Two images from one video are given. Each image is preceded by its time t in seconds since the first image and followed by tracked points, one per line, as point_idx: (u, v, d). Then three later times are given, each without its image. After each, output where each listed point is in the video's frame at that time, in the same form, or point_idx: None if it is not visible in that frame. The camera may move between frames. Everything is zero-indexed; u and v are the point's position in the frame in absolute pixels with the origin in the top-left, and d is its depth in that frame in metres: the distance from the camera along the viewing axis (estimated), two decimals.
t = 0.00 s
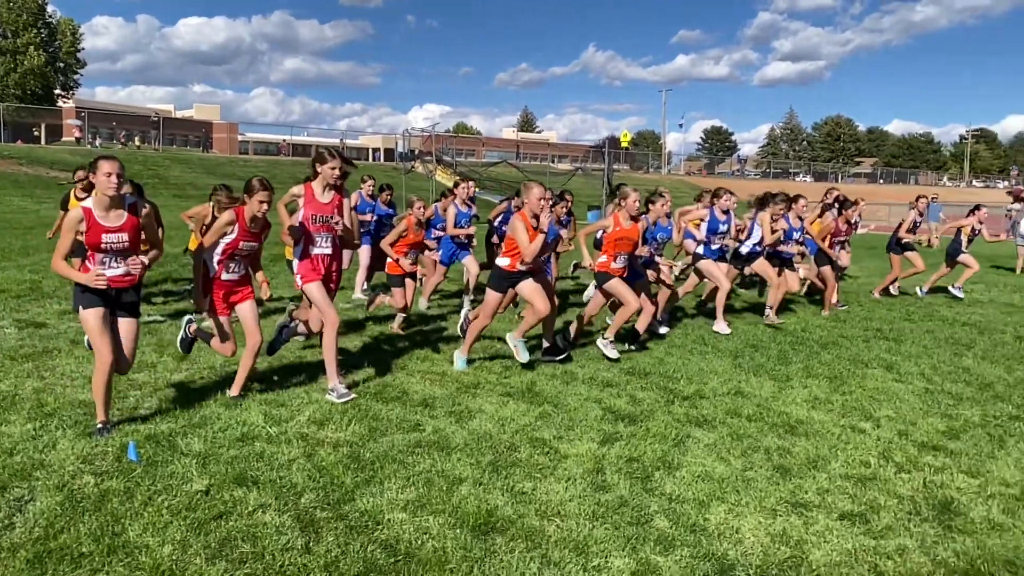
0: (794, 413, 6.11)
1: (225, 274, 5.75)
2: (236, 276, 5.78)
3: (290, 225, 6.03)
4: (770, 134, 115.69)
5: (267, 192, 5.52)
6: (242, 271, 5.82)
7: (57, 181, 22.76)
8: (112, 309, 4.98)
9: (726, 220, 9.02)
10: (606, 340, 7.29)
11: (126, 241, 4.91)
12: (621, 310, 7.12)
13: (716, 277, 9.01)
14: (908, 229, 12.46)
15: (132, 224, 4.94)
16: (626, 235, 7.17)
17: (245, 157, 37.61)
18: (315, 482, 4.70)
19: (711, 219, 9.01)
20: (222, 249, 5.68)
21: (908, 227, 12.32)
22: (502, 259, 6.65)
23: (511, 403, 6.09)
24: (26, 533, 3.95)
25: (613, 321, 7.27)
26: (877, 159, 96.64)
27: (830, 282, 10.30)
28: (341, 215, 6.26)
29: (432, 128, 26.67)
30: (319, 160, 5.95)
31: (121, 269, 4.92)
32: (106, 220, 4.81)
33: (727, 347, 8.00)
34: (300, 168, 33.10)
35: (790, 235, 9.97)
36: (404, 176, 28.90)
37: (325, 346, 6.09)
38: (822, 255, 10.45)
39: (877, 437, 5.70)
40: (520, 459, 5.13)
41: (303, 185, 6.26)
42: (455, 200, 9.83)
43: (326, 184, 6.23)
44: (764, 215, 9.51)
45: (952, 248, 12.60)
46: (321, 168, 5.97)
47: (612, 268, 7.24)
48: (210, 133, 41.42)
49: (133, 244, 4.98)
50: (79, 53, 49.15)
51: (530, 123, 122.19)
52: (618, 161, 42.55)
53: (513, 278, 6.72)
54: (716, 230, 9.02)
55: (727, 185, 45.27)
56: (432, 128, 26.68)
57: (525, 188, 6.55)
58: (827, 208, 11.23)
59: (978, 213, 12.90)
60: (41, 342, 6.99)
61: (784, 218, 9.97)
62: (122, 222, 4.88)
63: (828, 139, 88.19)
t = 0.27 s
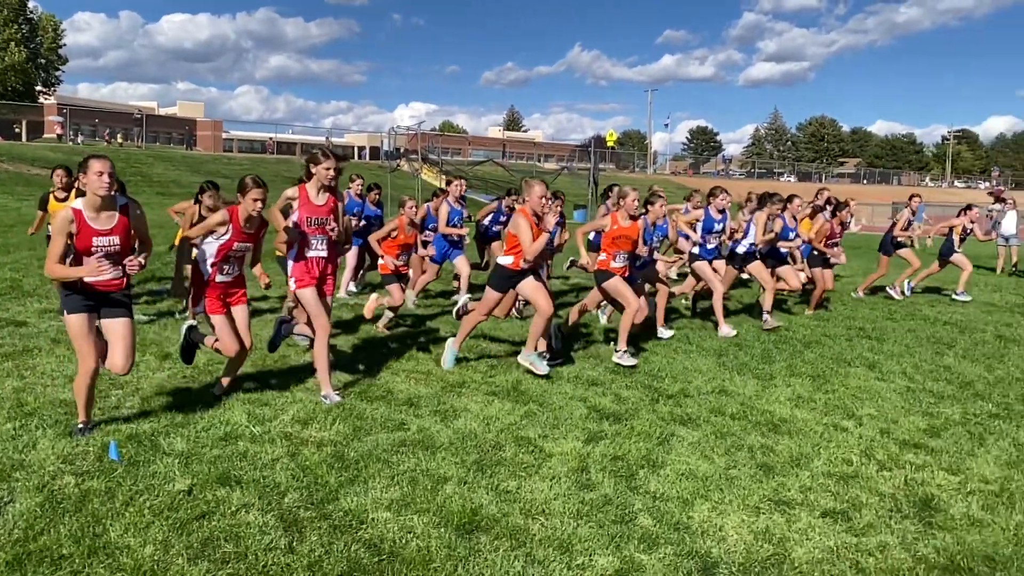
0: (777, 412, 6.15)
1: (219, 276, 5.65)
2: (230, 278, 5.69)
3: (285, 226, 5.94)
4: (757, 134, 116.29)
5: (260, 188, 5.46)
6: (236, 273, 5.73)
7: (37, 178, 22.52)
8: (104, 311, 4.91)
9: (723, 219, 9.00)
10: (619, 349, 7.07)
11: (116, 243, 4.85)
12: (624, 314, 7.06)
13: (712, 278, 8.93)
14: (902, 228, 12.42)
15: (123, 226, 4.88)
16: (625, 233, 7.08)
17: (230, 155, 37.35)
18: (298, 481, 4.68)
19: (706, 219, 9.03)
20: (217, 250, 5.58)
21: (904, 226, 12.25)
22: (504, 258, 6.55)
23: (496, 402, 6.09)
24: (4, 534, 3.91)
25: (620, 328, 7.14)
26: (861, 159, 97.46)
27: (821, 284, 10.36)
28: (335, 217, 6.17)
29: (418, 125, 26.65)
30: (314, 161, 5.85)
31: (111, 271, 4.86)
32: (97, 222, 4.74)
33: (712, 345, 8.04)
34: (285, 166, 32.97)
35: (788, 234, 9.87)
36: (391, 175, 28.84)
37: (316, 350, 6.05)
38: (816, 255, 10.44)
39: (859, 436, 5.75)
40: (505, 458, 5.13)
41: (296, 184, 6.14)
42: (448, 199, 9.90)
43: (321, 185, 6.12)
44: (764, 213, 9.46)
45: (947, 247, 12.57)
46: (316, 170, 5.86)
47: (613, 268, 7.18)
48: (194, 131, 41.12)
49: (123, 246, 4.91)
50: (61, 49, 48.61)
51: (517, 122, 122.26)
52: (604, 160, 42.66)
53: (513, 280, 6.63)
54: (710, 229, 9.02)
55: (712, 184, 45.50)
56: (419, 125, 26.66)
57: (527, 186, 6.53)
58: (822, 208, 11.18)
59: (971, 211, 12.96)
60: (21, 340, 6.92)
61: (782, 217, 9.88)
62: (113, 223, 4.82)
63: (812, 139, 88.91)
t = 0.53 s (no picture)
0: (759, 409, 6.19)
1: (214, 274, 5.57)
2: (224, 276, 5.61)
3: (280, 228, 5.86)
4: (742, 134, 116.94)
5: (253, 183, 5.37)
6: (230, 272, 5.65)
7: (16, 175, 22.23)
8: (97, 307, 4.79)
9: (717, 218, 9.02)
10: (630, 358, 6.96)
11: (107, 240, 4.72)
12: (622, 316, 6.91)
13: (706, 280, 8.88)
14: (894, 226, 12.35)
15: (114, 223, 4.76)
16: (624, 232, 7.07)
17: (214, 152, 37.06)
18: (281, 480, 4.66)
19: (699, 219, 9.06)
20: (209, 249, 5.48)
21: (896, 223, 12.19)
22: (506, 258, 6.50)
23: (480, 400, 6.09)
24: None
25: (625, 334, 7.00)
26: (845, 159, 98.25)
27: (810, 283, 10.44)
28: (330, 219, 6.09)
29: (403, 122, 26.58)
30: (308, 161, 5.77)
31: (102, 269, 4.75)
32: (89, 218, 4.63)
33: (695, 343, 8.08)
34: (269, 163, 32.77)
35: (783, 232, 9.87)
36: (375, 172, 28.75)
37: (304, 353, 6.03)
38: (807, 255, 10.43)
39: (839, 432, 5.80)
40: (489, 456, 5.14)
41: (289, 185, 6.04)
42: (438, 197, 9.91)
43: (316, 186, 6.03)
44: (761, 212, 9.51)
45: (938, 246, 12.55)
46: (310, 170, 5.79)
47: (613, 268, 7.13)
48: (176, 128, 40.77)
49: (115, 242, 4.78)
50: (40, 44, 48.00)
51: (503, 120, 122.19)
52: (589, 158, 42.76)
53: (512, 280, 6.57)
54: (704, 230, 9.07)
55: (697, 183, 45.72)
56: (403, 122, 26.59)
57: (527, 184, 6.51)
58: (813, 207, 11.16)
59: (961, 211, 13.05)
60: None
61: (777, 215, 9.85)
62: (105, 220, 4.71)
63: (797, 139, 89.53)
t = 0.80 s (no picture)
0: (741, 405, 6.23)
1: (208, 268, 5.54)
2: (218, 270, 5.57)
3: (272, 228, 5.73)
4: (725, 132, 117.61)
5: (245, 176, 5.29)
6: (224, 266, 5.60)
7: None
8: (84, 300, 4.65)
9: (708, 219, 9.16)
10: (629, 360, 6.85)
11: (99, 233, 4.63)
12: (619, 317, 6.82)
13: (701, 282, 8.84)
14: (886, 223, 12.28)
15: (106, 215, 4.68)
16: (622, 232, 7.08)
17: (195, 148, 36.71)
18: (262, 478, 4.63)
19: (692, 221, 9.18)
20: (201, 242, 5.45)
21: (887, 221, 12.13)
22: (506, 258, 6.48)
23: (463, 398, 6.08)
24: None
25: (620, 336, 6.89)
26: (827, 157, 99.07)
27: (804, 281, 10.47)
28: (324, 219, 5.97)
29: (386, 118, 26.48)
30: (300, 161, 5.64)
31: (92, 262, 4.65)
32: (82, 209, 4.52)
33: (678, 340, 8.13)
34: (251, 160, 32.54)
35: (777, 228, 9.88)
36: (359, 169, 28.64)
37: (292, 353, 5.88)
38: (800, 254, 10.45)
39: (820, 428, 5.85)
40: (471, 453, 5.13)
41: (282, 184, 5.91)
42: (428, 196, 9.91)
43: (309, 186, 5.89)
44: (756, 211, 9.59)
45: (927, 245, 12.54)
46: (303, 169, 5.66)
47: (612, 267, 7.09)
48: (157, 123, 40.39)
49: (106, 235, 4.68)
50: (17, 38, 47.34)
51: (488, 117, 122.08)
52: (572, 156, 42.85)
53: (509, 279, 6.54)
54: (696, 230, 9.16)
55: (680, 180, 45.93)
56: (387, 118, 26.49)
57: (527, 180, 6.44)
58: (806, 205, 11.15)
59: (949, 211, 13.20)
60: None
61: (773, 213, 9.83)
62: (97, 211, 4.61)
63: (780, 137, 90.15)
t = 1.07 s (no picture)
0: (722, 402, 6.28)
1: (201, 263, 5.37)
2: (212, 265, 5.40)
3: (267, 226, 5.63)
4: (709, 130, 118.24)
5: (236, 169, 5.17)
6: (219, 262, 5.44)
7: None
8: (73, 293, 4.53)
9: (701, 220, 9.10)
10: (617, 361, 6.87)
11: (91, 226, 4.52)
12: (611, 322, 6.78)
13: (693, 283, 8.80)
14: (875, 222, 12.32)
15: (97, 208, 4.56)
16: (619, 233, 6.93)
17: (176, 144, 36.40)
18: (242, 477, 4.60)
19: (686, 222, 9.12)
20: (191, 235, 5.28)
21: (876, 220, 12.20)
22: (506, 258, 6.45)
23: (445, 395, 6.08)
24: None
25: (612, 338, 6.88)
26: (809, 156, 99.86)
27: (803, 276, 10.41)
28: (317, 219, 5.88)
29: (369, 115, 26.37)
30: (295, 157, 5.52)
31: (82, 256, 4.53)
32: (74, 201, 4.39)
33: (660, 338, 8.16)
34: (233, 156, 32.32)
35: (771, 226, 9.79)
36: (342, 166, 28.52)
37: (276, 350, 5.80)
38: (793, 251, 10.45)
39: (800, 425, 5.90)
40: (454, 451, 5.13)
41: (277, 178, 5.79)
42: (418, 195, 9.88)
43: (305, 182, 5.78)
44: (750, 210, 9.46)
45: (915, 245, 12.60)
46: (297, 165, 5.54)
47: (607, 268, 6.98)
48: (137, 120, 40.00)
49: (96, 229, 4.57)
50: None
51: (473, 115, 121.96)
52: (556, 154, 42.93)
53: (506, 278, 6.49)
54: (691, 233, 9.12)
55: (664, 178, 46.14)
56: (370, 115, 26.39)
57: (526, 181, 6.32)
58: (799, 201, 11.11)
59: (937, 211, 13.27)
60: None
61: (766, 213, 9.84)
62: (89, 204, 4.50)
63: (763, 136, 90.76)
